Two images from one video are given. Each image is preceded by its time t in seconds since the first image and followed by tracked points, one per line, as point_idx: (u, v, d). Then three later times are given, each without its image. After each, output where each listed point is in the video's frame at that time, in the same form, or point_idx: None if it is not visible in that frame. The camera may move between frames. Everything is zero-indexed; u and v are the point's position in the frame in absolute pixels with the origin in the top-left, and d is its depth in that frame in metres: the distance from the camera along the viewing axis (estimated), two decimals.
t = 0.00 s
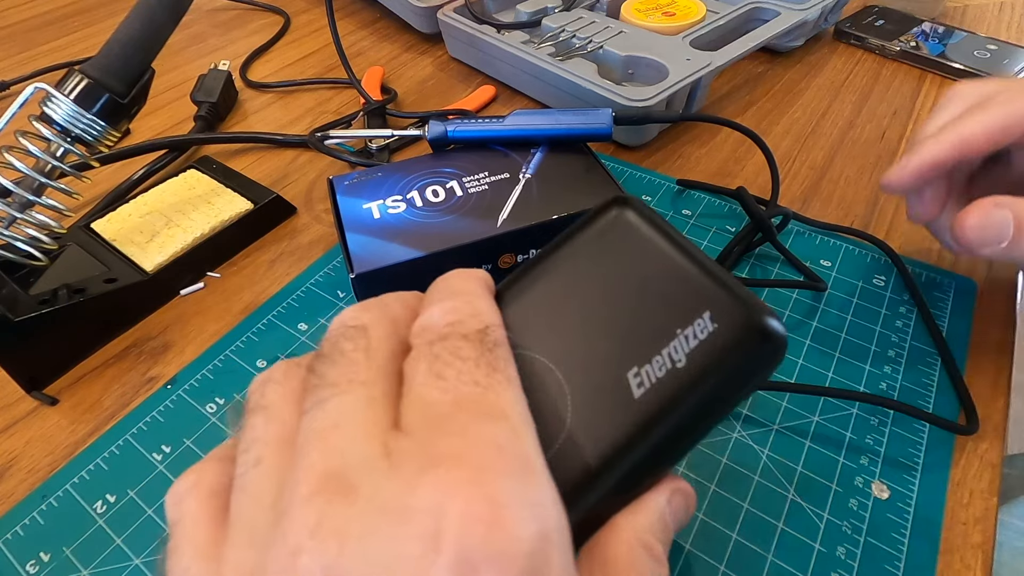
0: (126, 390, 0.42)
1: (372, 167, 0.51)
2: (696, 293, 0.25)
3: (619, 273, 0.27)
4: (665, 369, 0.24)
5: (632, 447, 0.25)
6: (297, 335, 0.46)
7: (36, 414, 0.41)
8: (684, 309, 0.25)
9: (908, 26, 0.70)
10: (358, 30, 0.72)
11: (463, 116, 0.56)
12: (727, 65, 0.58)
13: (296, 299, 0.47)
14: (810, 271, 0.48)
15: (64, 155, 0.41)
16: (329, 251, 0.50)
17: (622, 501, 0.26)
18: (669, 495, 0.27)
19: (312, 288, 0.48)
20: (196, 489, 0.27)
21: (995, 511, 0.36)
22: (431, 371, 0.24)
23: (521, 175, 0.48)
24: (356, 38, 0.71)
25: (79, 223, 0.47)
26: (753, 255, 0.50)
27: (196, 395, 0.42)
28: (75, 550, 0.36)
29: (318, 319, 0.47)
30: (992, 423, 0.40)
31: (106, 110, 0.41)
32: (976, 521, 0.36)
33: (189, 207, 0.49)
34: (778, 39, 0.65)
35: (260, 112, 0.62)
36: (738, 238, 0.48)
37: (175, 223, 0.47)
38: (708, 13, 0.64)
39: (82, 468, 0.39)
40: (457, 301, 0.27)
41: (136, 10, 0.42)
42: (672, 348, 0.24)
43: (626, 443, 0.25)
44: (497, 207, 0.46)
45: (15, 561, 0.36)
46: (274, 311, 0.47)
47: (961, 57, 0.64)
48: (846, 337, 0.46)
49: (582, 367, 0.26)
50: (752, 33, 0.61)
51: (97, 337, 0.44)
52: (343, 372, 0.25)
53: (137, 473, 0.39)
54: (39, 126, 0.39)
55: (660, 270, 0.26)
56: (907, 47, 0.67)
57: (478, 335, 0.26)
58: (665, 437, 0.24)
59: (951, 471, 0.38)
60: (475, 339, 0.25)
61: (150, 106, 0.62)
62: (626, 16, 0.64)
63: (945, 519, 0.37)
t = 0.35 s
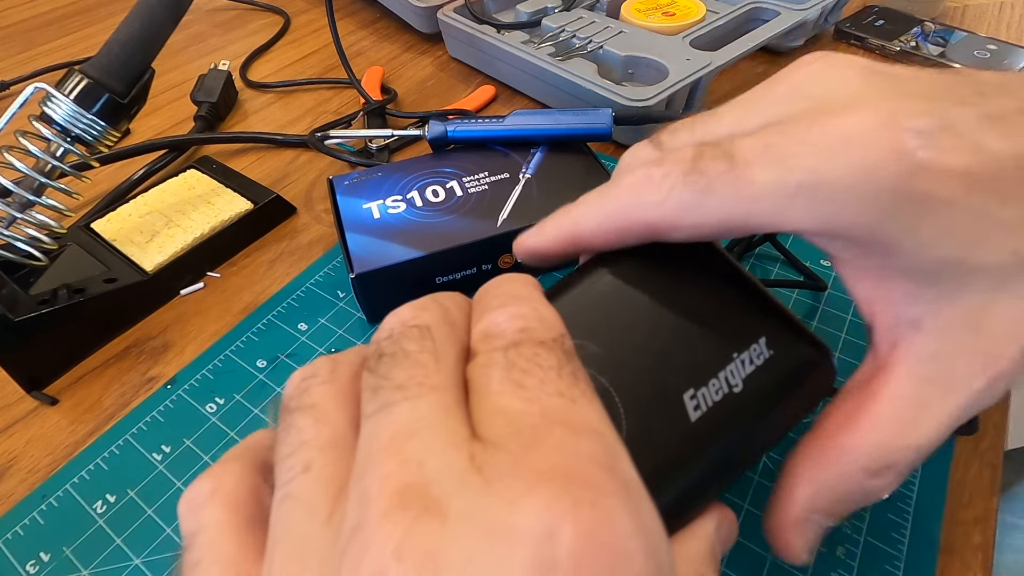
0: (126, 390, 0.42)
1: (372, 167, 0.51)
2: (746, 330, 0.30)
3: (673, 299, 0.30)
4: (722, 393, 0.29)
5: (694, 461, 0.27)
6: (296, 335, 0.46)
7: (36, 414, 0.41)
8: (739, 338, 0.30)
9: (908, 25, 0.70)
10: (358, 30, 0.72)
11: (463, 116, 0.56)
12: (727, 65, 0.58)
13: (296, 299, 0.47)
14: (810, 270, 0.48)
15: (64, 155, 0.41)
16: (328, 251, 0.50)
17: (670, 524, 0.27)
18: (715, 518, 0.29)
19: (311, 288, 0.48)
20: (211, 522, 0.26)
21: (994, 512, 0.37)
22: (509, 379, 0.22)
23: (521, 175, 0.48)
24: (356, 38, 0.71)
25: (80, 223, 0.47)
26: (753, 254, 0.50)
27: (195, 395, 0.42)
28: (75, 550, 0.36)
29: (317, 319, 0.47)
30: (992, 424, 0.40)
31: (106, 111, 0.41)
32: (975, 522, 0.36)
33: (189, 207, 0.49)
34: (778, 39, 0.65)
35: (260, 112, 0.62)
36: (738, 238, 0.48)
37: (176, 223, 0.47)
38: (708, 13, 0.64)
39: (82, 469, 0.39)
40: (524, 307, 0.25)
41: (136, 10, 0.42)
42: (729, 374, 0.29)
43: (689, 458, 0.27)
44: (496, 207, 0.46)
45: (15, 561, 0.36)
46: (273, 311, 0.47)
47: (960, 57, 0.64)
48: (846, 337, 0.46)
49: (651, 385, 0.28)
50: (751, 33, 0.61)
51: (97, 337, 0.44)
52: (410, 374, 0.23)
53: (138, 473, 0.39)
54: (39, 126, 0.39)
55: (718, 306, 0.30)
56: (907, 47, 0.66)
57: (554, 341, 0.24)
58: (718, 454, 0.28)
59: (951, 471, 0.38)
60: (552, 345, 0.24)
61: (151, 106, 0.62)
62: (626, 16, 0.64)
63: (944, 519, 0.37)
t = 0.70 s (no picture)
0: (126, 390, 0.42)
1: (372, 167, 0.51)
2: (726, 293, 0.32)
3: (662, 253, 0.31)
4: (693, 351, 0.31)
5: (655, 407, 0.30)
6: (297, 335, 0.46)
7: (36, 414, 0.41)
8: (719, 301, 0.32)
9: (908, 25, 0.70)
10: (358, 31, 0.72)
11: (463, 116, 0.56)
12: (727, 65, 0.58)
13: (296, 299, 0.48)
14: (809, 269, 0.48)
15: (64, 155, 0.41)
16: (328, 251, 0.50)
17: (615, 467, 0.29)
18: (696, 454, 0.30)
19: (312, 288, 0.48)
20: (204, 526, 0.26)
21: (994, 512, 0.37)
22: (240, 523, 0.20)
23: (521, 175, 0.48)
24: (356, 38, 0.71)
25: (80, 223, 0.47)
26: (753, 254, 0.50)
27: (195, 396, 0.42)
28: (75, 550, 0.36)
29: (317, 319, 0.47)
30: (992, 423, 0.40)
31: (106, 111, 0.41)
32: (976, 521, 0.36)
33: (189, 207, 0.49)
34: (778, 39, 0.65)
35: (260, 112, 0.62)
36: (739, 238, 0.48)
37: (176, 223, 0.47)
38: (708, 13, 0.64)
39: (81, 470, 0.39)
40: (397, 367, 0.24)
41: (136, 10, 0.42)
42: (703, 335, 0.31)
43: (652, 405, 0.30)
44: (496, 207, 0.46)
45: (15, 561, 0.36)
46: (274, 311, 0.47)
47: (960, 57, 0.64)
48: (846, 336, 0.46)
49: (634, 335, 0.29)
50: (752, 33, 0.61)
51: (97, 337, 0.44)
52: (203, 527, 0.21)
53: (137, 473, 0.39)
54: (39, 126, 0.39)
55: (702, 267, 0.32)
56: (907, 47, 0.67)
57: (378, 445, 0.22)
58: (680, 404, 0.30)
59: (951, 471, 0.38)
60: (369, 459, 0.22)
61: (151, 106, 0.62)
62: (626, 16, 0.64)
63: (945, 518, 0.37)
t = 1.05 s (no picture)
0: (126, 390, 0.42)
1: (372, 167, 0.51)
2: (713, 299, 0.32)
3: (655, 254, 0.31)
4: (677, 350, 0.31)
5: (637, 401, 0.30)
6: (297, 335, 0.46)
7: (37, 414, 0.41)
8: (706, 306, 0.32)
9: (908, 25, 0.70)
10: (358, 30, 0.72)
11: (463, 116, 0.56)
12: (727, 65, 0.58)
13: (296, 299, 0.47)
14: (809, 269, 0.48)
15: (64, 155, 0.41)
16: (328, 251, 0.50)
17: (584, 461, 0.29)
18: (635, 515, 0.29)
19: (312, 288, 0.48)
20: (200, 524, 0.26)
21: (994, 512, 0.37)
22: None
23: (521, 175, 0.48)
24: (356, 38, 0.71)
25: (79, 223, 0.47)
26: (752, 255, 0.50)
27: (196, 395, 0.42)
28: (75, 550, 0.36)
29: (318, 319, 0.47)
30: (992, 423, 0.40)
31: (106, 111, 0.41)
32: (976, 521, 0.36)
33: (189, 207, 0.49)
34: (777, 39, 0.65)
35: (260, 113, 0.62)
36: (738, 238, 0.49)
37: (176, 223, 0.47)
38: (708, 13, 0.64)
39: (81, 469, 0.39)
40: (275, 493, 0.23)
41: (136, 9, 0.42)
42: (688, 336, 0.31)
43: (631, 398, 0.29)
44: (496, 207, 0.46)
45: (14, 561, 0.36)
46: (274, 311, 0.47)
47: (960, 57, 0.64)
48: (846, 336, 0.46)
49: (619, 329, 0.30)
50: (752, 33, 0.61)
51: (97, 337, 0.44)
52: None
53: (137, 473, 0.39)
54: (39, 126, 0.39)
55: (693, 272, 0.32)
56: (906, 47, 0.67)
57: None
58: (660, 406, 0.30)
59: (951, 471, 0.38)
60: None
61: (150, 106, 0.62)
62: (626, 16, 0.64)
63: (945, 518, 0.37)
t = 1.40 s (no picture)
0: (126, 390, 0.42)
1: (372, 167, 0.51)
2: (706, 297, 0.32)
3: (648, 253, 0.31)
4: (674, 348, 0.31)
5: (636, 403, 0.30)
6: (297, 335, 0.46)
7: (37, 414, 0.41)
8: (701, 304, 0.31)
9: (907, 25, 0.70)
10: (358, 30, 0.72)
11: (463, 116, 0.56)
12: (727, 65, 0.58)
13: (296, 299, 0.47)
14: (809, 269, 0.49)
15: (64, 155, 0.41)
16: (328, 251, 0.50)
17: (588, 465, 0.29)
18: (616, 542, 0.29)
19: (312, 287, 0.48)
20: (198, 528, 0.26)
21: (994, 511, 0.37)
22: None
23: (521, 175, 0.48)
24: (356, 38, 0.71)
25: (79, 223, 0.47)
26: (752, 254, 0.50)
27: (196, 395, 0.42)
28: (75, 550, 0.36)
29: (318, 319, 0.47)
30: (992, 423, 0.40)
31: (106, 111, 0.41)
32: (976, 521, 0.36)
33: (189, 207, 0.49)
34: (778, 39, 0.65)
35: (260, 113, 0.62)
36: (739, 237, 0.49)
37: (176, 223, 0.47)
38: (708, 13, 0.64)
39: (81, 469, 0.39)
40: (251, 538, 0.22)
41: (136, 9, 0.42)
42: (684, 335, 0.31)
43: (633, 401, 0.29)
44: (496, 207, 0.46)
45: (14, 561, 0.36)
46: (274, 311, 0.47)
47: (960, 57, 0.64)
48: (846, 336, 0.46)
49: (613, 329, 0.30)
50: (752, 33, 0.61)
51: (97, 337, 0.44)
52: None
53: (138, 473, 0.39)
54: (39, 126, 0.39)
55: (685, 270, 0.32)
56: (906, 47, 0.67)
57: None
58: (657, 405, 0.30)
59: (950, 471, 0.38)
60: None
61: (151, 106, 0.62)
62: (627, 15, 0.64)
63: (945, 518, 0.37)
